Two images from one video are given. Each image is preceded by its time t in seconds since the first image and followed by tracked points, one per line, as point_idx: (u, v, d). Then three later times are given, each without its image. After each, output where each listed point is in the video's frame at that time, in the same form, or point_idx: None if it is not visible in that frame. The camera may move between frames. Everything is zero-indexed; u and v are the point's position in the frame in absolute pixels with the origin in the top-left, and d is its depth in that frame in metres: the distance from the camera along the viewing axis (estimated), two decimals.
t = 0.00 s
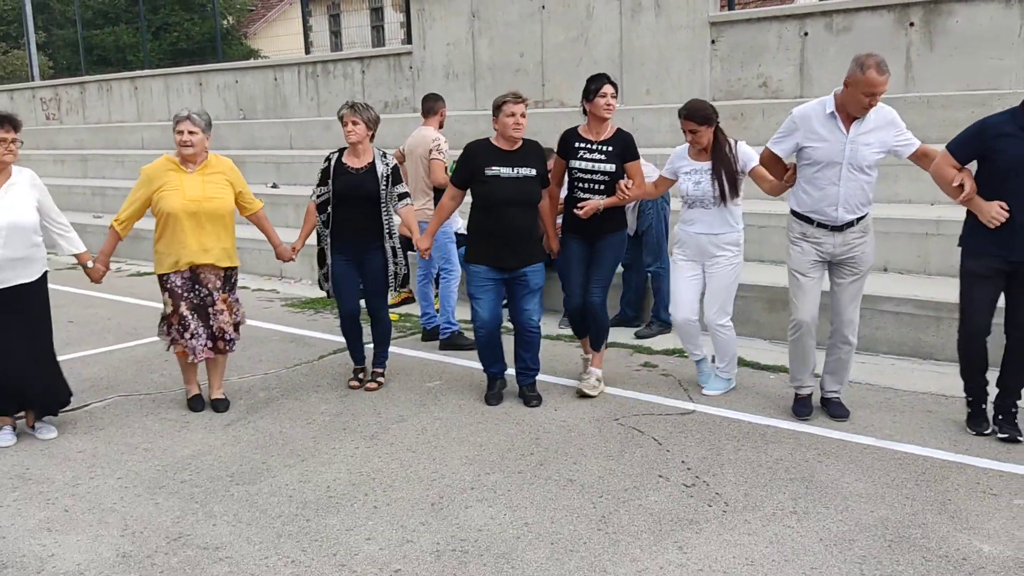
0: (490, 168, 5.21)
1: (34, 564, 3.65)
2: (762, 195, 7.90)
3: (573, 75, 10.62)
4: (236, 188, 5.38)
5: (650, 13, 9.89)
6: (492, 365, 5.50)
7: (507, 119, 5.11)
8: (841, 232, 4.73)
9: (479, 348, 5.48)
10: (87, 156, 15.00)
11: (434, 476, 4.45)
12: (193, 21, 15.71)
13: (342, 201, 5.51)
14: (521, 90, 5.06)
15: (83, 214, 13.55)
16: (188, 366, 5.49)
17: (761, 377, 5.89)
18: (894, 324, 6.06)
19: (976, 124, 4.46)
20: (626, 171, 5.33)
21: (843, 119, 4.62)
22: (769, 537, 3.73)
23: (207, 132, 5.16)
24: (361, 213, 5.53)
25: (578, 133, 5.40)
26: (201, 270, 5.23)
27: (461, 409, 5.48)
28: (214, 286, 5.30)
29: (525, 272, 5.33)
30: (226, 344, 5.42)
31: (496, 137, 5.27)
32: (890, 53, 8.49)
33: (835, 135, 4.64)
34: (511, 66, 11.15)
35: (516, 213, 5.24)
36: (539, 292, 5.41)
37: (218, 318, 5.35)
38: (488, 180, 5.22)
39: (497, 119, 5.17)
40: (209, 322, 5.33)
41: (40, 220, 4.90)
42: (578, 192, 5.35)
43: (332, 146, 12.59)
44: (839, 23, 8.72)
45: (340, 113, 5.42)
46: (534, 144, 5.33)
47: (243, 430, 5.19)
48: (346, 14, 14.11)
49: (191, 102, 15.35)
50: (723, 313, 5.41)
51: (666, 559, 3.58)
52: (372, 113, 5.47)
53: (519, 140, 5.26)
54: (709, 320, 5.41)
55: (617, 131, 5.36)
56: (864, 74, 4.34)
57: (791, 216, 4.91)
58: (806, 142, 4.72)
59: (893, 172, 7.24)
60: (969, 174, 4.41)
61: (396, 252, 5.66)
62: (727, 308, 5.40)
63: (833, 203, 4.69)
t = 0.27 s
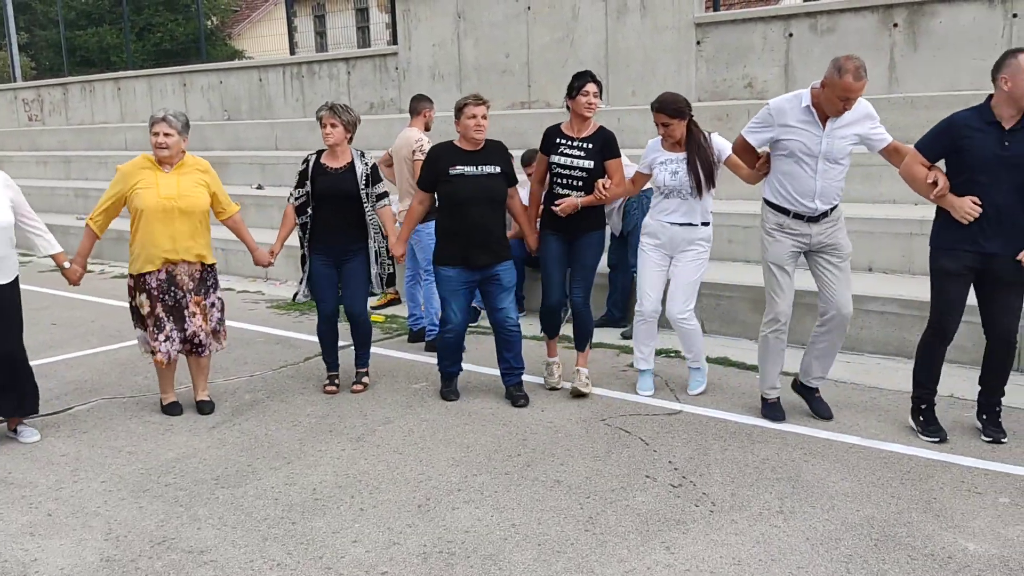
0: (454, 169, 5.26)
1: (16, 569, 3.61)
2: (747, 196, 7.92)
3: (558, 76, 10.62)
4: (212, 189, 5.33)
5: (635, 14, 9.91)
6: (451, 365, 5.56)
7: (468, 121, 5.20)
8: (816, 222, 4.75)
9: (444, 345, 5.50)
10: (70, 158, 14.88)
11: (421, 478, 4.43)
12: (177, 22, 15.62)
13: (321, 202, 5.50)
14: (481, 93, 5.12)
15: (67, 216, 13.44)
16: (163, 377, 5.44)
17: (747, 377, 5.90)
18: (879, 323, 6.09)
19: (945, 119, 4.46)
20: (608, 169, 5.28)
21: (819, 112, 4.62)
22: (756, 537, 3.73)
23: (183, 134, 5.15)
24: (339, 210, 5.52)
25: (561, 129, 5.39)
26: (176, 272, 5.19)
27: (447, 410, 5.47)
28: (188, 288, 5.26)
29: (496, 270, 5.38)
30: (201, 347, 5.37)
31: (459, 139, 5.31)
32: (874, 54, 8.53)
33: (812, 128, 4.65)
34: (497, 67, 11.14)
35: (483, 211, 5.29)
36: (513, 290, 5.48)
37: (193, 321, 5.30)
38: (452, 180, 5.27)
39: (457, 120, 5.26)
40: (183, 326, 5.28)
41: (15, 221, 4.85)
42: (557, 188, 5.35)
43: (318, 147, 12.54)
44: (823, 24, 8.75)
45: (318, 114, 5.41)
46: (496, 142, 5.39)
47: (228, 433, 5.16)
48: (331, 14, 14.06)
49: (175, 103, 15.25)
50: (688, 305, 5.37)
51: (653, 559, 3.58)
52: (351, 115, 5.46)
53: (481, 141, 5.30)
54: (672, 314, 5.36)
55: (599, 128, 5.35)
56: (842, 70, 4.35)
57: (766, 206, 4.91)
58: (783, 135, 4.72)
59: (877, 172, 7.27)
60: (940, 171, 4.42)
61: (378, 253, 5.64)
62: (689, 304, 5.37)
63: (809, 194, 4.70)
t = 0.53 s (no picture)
0: (421, 169, 5.29)
1: None
2: (729, 197, 7.96)
3: (541, 77, 10.63)
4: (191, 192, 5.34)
5: (617, 16, 9.93)
6: (432, 366, 5.55)
7: (433, 119, 5.24)
8: (800, 224, 4.77)
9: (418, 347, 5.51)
10: (50, 160, 14.76)
11: (404, 480, 4.42)
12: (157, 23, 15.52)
13: (299, 207, 5.48)
14: (448, 94, 5.16)
15: (46, 218, 13.33)
16: (143, 376, 5.40)
17: (729, 378, 5.93)
18: (859, 324, 6.13)
19: (908, 127, 4.48)
20: (592, 178, 5.37)
21: (802, 119, 4.63)
22: (738, 536, 3.75)
23: (163, 134, 5.12)
24: (318, 216, 5.49)
25: (542, 140, 5.44)
26: (156, 276, 5.16)
27: (429, 412, 5.46)
28: (169, 292, 5.21)
29: (467, 267, 5.39)
30: (184, 356, 5.27)
31: (426, 140, 5.36)
32: (853, 56, 8.59)
33: (798, 135, 4.64)
34: (479, 69, 11.15)
35: (451, 210, 5.32)
36: (484, 287, 5.47)
37: (175, 327, 5.23)
38: (419, 180, 5.29)
39: (424, 121, 5.29)
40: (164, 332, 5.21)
41: None
42: (542, 201, 5.41)
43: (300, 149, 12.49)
44: (803, 26, 8.81)
45: (296, 119, 5.38)
46: (462, 143, 5.44)
47: (209, 436, 5.13)
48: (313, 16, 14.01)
49: (156, 105, 15.15)
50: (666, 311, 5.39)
51: (636, 560, 3.58)
52: (327, 119, 5.46)
53: (447, 140, 5.35)
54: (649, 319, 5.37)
55: (580, 138, 5.41)
56: (829, 78, 4.34)
57: (750, 211, 4.91)
58: (767, 142, 4.72)
59: (857, 173, 7.32)
60: (905, 182, 4.43)
61: (354, 259, 5.66)
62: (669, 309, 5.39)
63: (795, 199, 4.71)
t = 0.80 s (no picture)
0: (403, 173, 5.29)
1: None
2: (709, 199, 8.00)
3: (522, 79, 10.65)
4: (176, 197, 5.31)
5: (598, 18, 9.96)
6: (411, 367, 5.54)
7: (415, 122, 5.22)
8: (796, 237, 4.76)
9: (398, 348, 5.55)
10: (27, 162, 14.61)
11: (385, 483, 4.42)
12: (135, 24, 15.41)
13: (283, 208, 5.45)
14: (431, 96, 5.13)
15: (23, 221, 13.20)
16: (126, 384, 5.38)
17: (710, 378, 5.96)
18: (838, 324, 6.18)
19: (890, 130, 4.43)
20: (588, 179, 5.28)
21: (798, 133, 4.63)
22: (718, 536, 3.77)
23: (150, 140, 5.12)
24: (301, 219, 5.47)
25: (538, 141, 5.39)
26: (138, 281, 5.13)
27: (411, 415, 5.45)
28: (151, 298, 5.20)
29: (446, 273, 5.39)
30: (158, 363, 5.27)
31: (410, 143, 5.35)
32: (831, 58, 8.66)
33: (794, 149, 4.65)
34: (460, 71, 11.15)
35: (433, 214, 5.31)
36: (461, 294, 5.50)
37: (153, 334, 5.22)
38: (403, 184, 5.29)
39: (408, 124, 5.27)
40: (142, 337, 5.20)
41: None
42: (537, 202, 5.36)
43: (281, 151, 12.44)
44: (782, 29, 8.88)
45: (280, 119, 5.34)
46: (447, 146, 5.41)
47: (189, 440, 5.10)
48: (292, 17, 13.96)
49: (134, 107, 15.04)
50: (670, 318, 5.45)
51: (616, 560, 3.60)
52: (310, 121, 5.41)
53: (431, 144, 5.32)
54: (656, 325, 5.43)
55: (576, 138, 5.32)
56: (824, 91, 4.31)
57: (746, 221, 4.91)
58: (763, 155, 4.71)
59: (835, 175, 7.38)
60: (891, 189, 4.38)
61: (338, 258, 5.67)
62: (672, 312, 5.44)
63: (792, 212, 4.71)
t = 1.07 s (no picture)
0: (397, 173, 5.30)
1: None
2: (686, 201, 8.05)
3: (500, 82, 10.67)
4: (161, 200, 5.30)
5: (575, 21, 10.00)
6: (394, 370, 5.57)
7: (411, 123, 5.24)
8: (791, 232, 4.73)
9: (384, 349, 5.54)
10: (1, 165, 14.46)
11: (363, 486, 4.42)
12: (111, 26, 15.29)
13: (274, 209, 5.42)
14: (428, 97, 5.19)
15: None
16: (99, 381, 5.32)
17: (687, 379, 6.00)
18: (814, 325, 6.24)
19: (874, 132, 4.36)
20: (580, 181, 5.27)
21: (791, 127, 4.59)
22: (693, 535, 3.80)
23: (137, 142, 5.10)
24: (293, 220, 5.46)
25: (526, 148, 5.35)
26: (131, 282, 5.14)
27: (389, 417, 5.45)
28: (142, 297, 5.21)
29: (440, 273, 5.39)
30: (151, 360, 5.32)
31: (404, 143, 5.36)
32: (806, 61, 8.74)
33: (788, 141, 4.60)
34: (439, 74, 11.16)
35: (426, 215, 5.31)
36: (459, 293, 5.49)
37: (146, 331, 5.25)
38: (397, 184, 5.31)
39: (403, 124, 5.30)
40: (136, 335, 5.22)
41: None
42: (531, 208, 5.33)
43: (258, 153, 12.39)
44: (758, 32, 8.95)
45: (268, 121, 5.34)
46: (441, 147, 5.43)
47: (165, 444, 5.08)
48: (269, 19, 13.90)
49: (110, 110, 14.93)
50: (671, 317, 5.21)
51: (593, 561, 3.62)
52: (298, 123, 5.41)
53: (426, 144, 5.34)
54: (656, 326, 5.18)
55: (565, 141, 5.31)
56: (816, 85, 4.28)
57: (739, 219, 4.89)
58: (757, 150, 4.68)
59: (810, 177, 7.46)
60: (880, 190, 4.32)
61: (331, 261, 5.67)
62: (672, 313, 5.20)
63: (786, 207, 4.67)
